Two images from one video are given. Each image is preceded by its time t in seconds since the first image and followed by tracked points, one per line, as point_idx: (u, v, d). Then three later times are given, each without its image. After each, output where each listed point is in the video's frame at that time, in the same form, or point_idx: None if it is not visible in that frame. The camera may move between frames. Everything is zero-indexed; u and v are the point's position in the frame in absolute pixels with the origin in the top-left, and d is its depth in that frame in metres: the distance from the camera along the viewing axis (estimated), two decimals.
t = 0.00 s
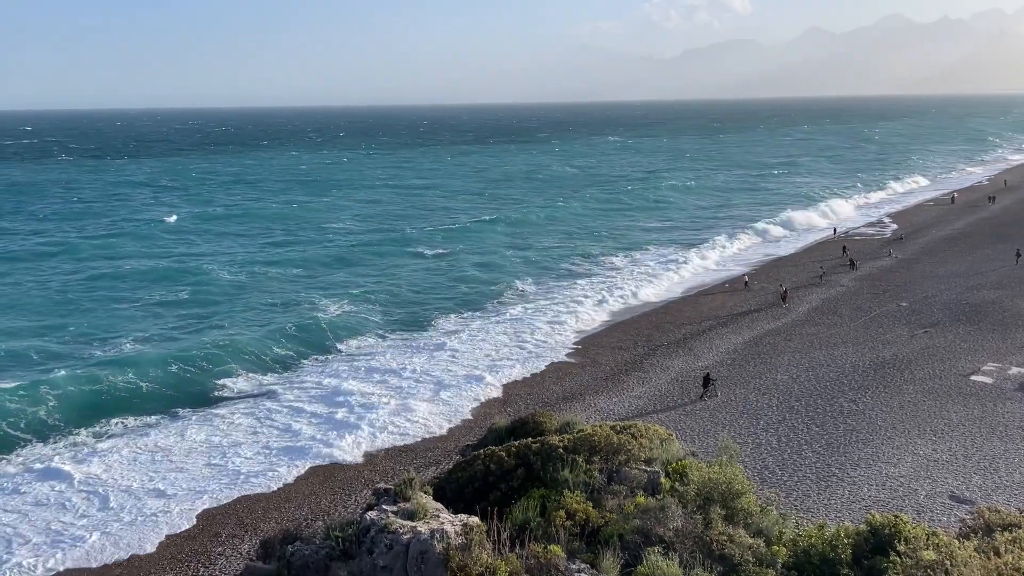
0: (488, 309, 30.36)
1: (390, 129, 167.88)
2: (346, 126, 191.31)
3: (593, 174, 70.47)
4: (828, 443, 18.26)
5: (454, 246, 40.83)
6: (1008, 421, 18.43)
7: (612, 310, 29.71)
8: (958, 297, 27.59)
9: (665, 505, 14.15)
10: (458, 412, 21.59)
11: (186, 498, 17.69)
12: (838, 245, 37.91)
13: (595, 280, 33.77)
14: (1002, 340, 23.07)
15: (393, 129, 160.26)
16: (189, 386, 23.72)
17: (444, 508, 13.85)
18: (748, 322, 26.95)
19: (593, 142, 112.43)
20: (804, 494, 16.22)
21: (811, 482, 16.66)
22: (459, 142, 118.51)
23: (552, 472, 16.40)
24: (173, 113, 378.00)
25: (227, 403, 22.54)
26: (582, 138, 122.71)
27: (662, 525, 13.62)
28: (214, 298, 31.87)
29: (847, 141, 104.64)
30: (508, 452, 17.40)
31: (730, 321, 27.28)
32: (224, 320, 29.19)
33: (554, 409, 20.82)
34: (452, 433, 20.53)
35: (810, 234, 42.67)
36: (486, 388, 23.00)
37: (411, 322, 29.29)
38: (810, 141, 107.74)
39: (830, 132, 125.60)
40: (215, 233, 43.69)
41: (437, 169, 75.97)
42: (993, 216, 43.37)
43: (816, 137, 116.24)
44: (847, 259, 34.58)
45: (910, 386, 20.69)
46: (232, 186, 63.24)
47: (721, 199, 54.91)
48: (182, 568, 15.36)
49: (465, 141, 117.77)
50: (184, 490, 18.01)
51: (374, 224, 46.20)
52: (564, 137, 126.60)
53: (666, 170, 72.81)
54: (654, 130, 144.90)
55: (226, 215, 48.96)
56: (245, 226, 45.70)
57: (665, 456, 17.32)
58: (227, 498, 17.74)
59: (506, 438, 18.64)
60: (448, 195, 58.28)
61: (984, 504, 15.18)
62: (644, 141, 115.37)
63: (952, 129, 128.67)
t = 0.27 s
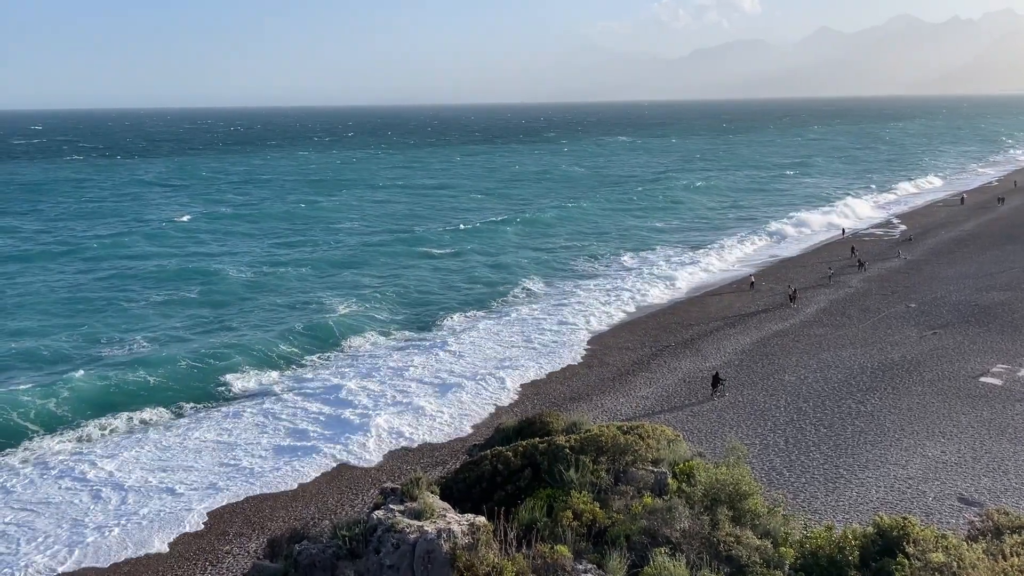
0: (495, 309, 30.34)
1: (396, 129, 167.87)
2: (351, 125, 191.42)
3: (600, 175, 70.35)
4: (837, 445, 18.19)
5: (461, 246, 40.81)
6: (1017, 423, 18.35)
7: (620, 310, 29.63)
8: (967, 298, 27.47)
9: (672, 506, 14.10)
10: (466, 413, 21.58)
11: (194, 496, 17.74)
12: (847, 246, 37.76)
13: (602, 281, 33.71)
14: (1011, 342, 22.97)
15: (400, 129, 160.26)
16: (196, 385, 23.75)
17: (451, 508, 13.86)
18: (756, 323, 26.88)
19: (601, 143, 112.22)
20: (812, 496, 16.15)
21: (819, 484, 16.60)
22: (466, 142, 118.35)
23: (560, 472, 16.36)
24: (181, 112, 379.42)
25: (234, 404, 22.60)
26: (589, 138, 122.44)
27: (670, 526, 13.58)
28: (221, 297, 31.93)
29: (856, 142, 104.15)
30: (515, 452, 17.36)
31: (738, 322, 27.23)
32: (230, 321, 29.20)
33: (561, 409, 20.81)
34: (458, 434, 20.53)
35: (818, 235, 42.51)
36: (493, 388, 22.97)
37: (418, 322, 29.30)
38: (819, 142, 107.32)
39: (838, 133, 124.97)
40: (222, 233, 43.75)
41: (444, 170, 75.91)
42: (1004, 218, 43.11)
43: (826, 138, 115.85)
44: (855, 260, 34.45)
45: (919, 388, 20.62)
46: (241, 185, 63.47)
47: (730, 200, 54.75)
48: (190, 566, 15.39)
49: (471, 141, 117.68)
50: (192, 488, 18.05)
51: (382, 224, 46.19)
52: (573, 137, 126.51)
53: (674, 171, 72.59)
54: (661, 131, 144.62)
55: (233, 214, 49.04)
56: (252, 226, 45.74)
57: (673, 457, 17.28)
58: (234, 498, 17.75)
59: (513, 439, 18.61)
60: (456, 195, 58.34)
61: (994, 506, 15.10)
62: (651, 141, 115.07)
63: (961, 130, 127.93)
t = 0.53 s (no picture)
0: (500, 310, 30.35)
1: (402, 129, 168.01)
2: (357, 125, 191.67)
3: (605, 175, 70.29)
4: (843, 446, 18.15)
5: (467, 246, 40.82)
6: None
7: (626, 310, 29.62)
8: (975, 299, 27.37)
9: (677, 506, 14.05)
10: (471, 413, 21.58)
11: (200, 495, 17.80)
12: (854, 247, 37.67)
13: (608, 282, 33.69)
14: (1019, 343, 22.87)
15: (405, 129, 160.40)
16: (202, 384, 23.81)
17: (457, 508, 13.86)
18: (762, 324, 26.83)
19: (607, 143, 112.06)
20: (819, 497, 16.11)
21: (825, 485, 16.56)
22: (471, 142, 118.35)
23: (565, 473, 16.35)
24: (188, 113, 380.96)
25: (240, 404, 22.64)
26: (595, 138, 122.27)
27: (676, 526, 13.53)
28: (227, 297, 32.01)
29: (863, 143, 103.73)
30: (521, 452, 17.34)
31: (744, 322, 27.19)
32: (236, 322, 29.25)
33: (567, 409, 20.82)
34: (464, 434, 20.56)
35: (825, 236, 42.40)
36: (498, 388, 22.96)
37: (423, 322, 29.33)
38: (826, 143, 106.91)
39: (846, 134, 124.47)
40: (228, 233, 43.86)
41: (449, 170, 75.93)
42: (1012, 218, 42.91)
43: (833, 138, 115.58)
44: (862, 261, 34.35)
45: (926, 389, 20.55)
46: (248, 185, 63.70)
47: (736, 201, 54.62)
48: (196, 565, 15.44)
49: (477, 141, 117.68)
50: (198, 488, 18.09)
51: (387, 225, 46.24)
52: (580, 138, 126.56)
53: (680, 171, 72.45)
54: (667, 132, 144.39)
55: (239, 214, 49.16)
56: (258, 226, 45.83)
57: (679, 457, 17.24)
58: (240, 497, 17.78)
59: (519, 438, 18.61)
60: (463, 195, 58.42)
61: (1001, 508, 15.02)
62: (657, 141, 114.84)
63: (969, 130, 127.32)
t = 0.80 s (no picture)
0: (506, 310, 30.37)
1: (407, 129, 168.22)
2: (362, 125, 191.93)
3: (611, 175, 70.25)
4: (849, 447, 18.11)
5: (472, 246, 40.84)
6: None
7: (631, 311, 29.60)
8: (982, 300, 27.27)
9: (683, 507, 14.02)
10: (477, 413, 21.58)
11: (207, 494, 17.83)
12: (861, 248, 37.57)
13: (613, 283, 33.68)
14: None
15: (411, 129, 160.56)
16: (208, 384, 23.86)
17: (463, 508, 13.82)
18: (768, 325, 26.79)
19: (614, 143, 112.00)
20: (825, 498, 16.08)
21: (831, 486, 16.53)
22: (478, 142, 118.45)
23: (571, 473, 16.33)
24: (195, 112, 382.12)
25: (246, 404, 22.68)
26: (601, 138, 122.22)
27: (681, 527, 13.49)
28: (233, 297, 32.10)
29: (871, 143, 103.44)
30: (527, 453, 17.33)
31: (750, 323, 27.15)
32: (242, 322, 29.31)
33: (573, 410, 20.82)
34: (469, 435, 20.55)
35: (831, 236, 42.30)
36: (504, 389, 22.97)
37: (429, 322, 29.35)
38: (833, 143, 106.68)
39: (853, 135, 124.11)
40: (234, 232, 43.99)
41: (455, 169, 75.97)
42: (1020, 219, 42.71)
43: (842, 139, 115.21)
44: (869, 262, 34.25)
45: (933, 390, 20.50)
46: (255, 185, 63.89)
47: (742, 201, 54.53)
48: (203, 564, 15.47)
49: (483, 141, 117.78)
50: (204, 487, 18.13)
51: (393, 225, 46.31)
52: (589, 137, 126.40)
53: (686, 171, 72.36)
54: (673, 132, 144.26)
55: (245, 214, 49.30)
56: (264, 226, 45.95)
57: (685, 458, 17.21)
58: (246, 496, 17.81)
59: (525, 439, 18.60)
60: (469, 195, 58.45)
61: (1008, 510, 14.97)
62: (664, 141, 114.77)
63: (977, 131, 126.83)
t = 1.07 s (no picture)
0: (511, 310, 30.42)
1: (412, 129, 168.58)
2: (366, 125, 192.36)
3: (616, 175, 70.30)
4: (855, 448, 18.06)
5: (477, 246, 40.90)
6: None
7: (636, 311, 29.60)
8: (989, 301, 27.17)
9: (688, 508, 13.96)
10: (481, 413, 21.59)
11: (212, 494, 17.84)
12: (867, 248, 37.51)
13: (618, 283, 33.71)
14: None
15: (416, 130, 160.87)
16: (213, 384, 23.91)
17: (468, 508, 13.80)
18: (774, 325, 26.75)
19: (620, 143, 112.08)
20: (831, 499, 16.03)
21: (837, 487, 16.48)
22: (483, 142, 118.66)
23: (575, 473, 16.30)
24: (201, 112, 383.55)
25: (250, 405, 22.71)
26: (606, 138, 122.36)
27: (686, 528, 13.43)
28: (238, 297, 32.19)
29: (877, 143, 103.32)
30: (531, 453, 17.31)
31: (756, 323, 27.11)
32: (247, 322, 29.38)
33: (578, 410, 20.83)
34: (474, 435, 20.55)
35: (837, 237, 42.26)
36: (508, 389, 22.97)
37: (434, 322, 29.41)
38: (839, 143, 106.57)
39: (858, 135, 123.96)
40: (239, 232, 44.15)
41: (461, 169, 76.12)
42: None
43: (850, 139, 115.00)
44: (875, 262, 34.16)
45: (939, 391, 20.44)
46: (260, 185, 64.10)
47: (747, 201, 54.52)
48: (208, 563, 15.48)
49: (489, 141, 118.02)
50: (209, 487, 18.16)
51: (397, 225, 46.41)
52: (595, 137, 126.57)
53: (692, 172, 72.36)
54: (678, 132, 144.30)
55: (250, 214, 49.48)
56: (269, 226, 46.11)
57: (690, 458, 17.17)
58: (250, 496, 17.82)
59: (530, 439, 18.60)
60: (474, 195, 58.53)
61: (1015, 511, 14.91)
62: (669, 141, 114.82)
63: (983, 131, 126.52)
